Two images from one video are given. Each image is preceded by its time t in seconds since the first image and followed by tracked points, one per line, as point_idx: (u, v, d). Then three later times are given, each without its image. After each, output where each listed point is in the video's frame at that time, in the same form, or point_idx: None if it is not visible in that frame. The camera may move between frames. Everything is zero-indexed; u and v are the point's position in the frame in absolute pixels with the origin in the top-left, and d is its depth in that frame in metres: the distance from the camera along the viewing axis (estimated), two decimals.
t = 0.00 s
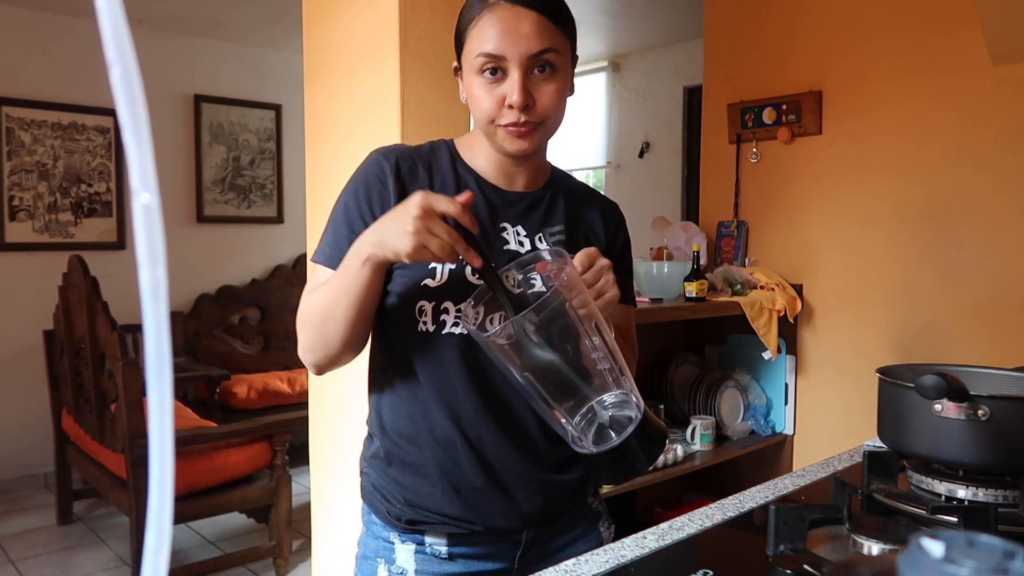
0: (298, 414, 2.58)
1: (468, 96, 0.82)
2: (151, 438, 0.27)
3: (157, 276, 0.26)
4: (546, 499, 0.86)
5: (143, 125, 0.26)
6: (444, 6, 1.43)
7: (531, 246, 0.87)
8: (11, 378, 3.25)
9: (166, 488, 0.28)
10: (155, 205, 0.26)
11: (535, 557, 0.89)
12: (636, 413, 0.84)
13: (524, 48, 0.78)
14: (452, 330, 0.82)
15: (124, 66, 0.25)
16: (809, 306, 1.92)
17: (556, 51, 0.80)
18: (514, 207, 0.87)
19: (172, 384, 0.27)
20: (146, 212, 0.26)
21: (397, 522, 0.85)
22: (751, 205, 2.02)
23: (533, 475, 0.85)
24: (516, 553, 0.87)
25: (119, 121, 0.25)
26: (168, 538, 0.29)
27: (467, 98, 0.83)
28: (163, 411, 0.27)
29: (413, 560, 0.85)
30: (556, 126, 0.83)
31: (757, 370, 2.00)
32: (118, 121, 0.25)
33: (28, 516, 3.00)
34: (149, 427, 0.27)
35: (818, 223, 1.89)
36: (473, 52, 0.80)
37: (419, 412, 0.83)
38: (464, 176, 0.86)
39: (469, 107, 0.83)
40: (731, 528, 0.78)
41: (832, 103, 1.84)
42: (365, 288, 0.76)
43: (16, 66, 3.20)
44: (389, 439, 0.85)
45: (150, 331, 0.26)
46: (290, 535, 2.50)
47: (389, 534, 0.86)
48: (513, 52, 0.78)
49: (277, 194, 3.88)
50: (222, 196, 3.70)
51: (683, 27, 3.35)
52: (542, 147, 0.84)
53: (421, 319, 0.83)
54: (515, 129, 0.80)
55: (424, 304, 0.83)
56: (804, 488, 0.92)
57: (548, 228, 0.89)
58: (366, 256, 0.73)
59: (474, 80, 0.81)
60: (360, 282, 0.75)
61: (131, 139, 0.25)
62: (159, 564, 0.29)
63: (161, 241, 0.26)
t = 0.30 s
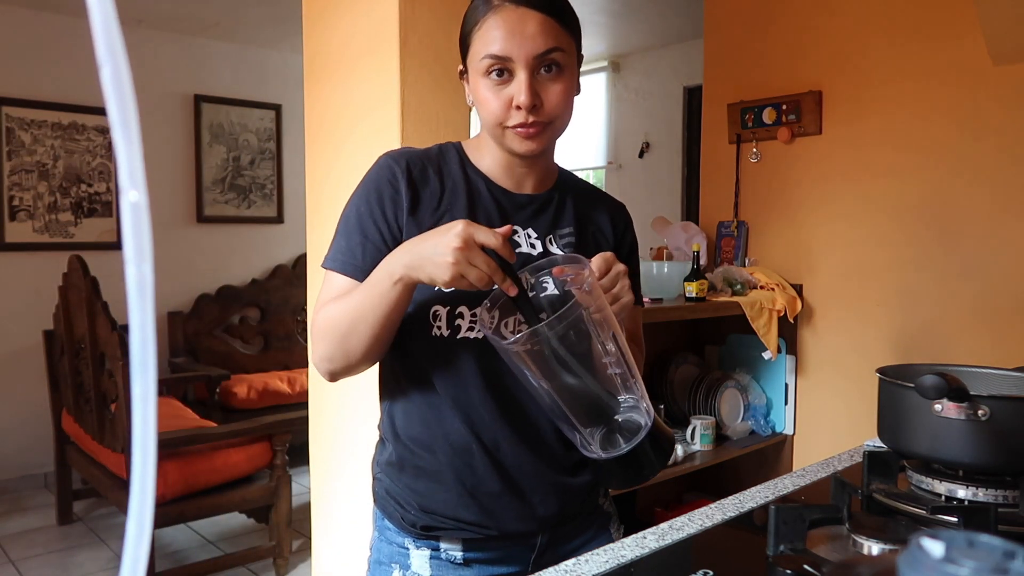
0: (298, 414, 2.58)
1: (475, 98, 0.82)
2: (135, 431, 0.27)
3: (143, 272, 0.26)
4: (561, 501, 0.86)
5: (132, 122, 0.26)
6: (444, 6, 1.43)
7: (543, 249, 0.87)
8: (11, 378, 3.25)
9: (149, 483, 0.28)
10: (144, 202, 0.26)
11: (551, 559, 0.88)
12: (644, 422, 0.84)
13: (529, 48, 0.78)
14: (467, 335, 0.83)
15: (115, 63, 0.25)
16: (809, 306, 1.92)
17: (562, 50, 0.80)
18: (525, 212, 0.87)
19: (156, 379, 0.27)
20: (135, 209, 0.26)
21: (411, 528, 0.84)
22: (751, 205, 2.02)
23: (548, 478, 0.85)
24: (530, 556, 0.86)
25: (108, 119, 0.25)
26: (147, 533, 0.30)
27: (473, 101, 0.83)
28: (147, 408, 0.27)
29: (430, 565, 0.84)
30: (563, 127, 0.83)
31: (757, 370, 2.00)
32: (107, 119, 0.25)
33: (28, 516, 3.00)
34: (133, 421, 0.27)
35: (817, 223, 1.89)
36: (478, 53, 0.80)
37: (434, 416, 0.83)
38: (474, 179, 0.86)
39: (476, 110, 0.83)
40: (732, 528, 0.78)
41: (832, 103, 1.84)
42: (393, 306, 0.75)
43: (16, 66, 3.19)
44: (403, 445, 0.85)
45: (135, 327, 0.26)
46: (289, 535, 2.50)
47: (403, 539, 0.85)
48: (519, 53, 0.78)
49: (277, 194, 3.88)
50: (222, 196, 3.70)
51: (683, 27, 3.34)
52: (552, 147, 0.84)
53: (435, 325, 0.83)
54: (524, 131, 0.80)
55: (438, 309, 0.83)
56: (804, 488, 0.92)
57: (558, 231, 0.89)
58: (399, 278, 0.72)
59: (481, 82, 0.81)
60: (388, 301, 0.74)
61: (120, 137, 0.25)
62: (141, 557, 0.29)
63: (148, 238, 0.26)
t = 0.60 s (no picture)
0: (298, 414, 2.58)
1: (474, 91, 0.82)
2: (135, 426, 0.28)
3: (144, 268, 0.26)
4: (562, 505, 0.86)
5: (131, 121, 0.26)
6: (443, 6, 1.43)
7: (543, 249, 0.87)
8: (11, 377, 3.24)
9: (149, 477, 0.28)
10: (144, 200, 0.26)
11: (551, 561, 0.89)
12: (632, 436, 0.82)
13: (530, 40, 0.79)
14: (468, 338, 0.83)
15: (114, 62, 0.25)
16: (809, 306, 1.92)
17: (564, 46, 0.80)
18: (525, 212, 0.87)
19: (156, 373, 0.27)
20: (134, 207, 0.26)
21: (411, 531, 0.85)
22: (751, 205, 2.02)
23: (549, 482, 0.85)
24: (530, 559, 0.87)
25: (109, 117, 0.25)
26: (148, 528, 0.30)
27: (473, 94, 0.83)
28: (148, 403, 0.27)
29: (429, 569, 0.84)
30: (562, 122, 0.82)
31: (757, 370, 2.00)
32: (107, 117, 0.25)
33: (28, 516, 3.00)
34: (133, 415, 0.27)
35: (817, 223, 1.88)
36: (479, 45, 0.80)
37: (435, 420, 0.83)
38: (473, 179, 0.86)
39: (474, 104, 0.82)
40: (732, 528, 0.78)
41: (831, 103, 1.84)
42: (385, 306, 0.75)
43: (16, 65, 3.20)
44: (402, 449, 0.85)
45: (137, 323, 0.26)
46: (289, 535, 2.50)
47: (402, 543, 0.86)
48: (520, 44, 0.78)
49: (277, 194, 3.88)
50: (222, 196, 3.70)
51: (682, 27, 3.34)
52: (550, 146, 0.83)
53: (435, 328, 0.83)
54: (523, 126, 0.80)
55: (438, 313, 0.83)
56: (804, 488, 0.91)
57: (558, 230, 0.89)
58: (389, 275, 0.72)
59: (480, 75, 0.81)
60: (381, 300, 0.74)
61: (119, 134, 0.25)
62: (142, 547, 0.30)
63: (148, 235, 0.26)
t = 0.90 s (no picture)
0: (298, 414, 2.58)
1: (452, 84, 0.82)
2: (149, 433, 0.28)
3: (155, 271, 0.27)
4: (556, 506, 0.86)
5: (141, 124, 0.27)
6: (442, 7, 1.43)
7: (531, 248, 0.87)
8: (11, 378, 3.24)
9: (165, 484, 0.29)
10: (154, 202, 0.27)
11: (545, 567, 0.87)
12: (587, 462, 0.80)
13: (507, 33, 0.78)
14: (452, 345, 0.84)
15: (123, 66, 0.26)
16: (809, 306, 1.92)
17: (542, 39, 0.80)
18: (512, 212, 0.86)
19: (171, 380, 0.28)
20: (145, 209, 0.27)
21: (402, 529, 0.85)
22: (751, 205, 2.02)
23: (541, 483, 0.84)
24: (523, 563, 0.85)
25: (119, 119, 0.26)
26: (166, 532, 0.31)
27: (451, 88, 0.83)
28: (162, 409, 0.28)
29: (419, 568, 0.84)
30: (541, 117, 0.82)
31: (757, 370, 2.00)
32: (118, 119, 0.26)
33: (28, 516, 3.00)
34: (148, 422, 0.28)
35: (818, 223, 1.89)
36: (457, 40, 0.81)
37: (430, 418, 0.83)
38: (455, 183, 0.86)
39: (453, 98, 0.83)
40: (732, 528, 0.78)
41: (832, 103, 1.84)
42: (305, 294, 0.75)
43: (16, 65, 3.19)
44: (394, 445, 0.85)
45: (149, 327, 0.27)
46: (289, 535, 2.50)
47: (394, 542, 0.85)
48: (496, 38, 0.78)
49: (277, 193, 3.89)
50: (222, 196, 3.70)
51: (682, 28, 3.35)
52: (527, 144, 0.83)
53: (421, 336, 0.84)
54: (497, 120, 0.80)
55: (422, 322, 0.84)
56: (804, 488, 0.92)
57: (547, 228, 0.88)
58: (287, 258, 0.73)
59: (457, 69, 0.81)
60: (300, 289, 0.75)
61: (130, 138, 0.26)
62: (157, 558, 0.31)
63: (158, 239, 0.27)
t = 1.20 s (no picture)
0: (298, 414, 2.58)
1: (486, 71, 0.79)
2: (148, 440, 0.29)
3: (155, 276, 0.28)
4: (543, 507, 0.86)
5: (140, 125, 0.27)
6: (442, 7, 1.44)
7: (521, 246, 0.87)
8: (11, 378, 3.24)
9: (164, 492, 0.29)
10: (153, 204, 0.28)
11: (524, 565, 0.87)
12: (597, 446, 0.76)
13: (564, 36, 0.78)
14: (455, 352, 0.82)
15: (123, 66, 0.27)
16: (809, 306, 1.92)
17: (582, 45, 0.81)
18: (501, 211, 0.86)
19: (169, 387, 0.29)
20: (144, 210, 0.27)
21: (384, 532, 0.83)
22: (751, 205, 2.02)
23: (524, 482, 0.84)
24: (503, 562, 0.85)
25: (117, 120, 0.27)
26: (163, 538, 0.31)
27: (479, 74, 0.80)
28: (159, 412, 0.28)
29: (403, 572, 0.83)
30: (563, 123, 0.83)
31: (757, 370, 2.00)
32: (116, 119, 0.27)
33: (28, 516, 3.00)
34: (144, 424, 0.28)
35: (817, 223, 1.89)
36: (503, 28, 0.78)
37: (418, 421, 0.82)
38: (443, 178, 0.85)
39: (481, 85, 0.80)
40: (732, 528, 0.78)
41: (831, 103, 1.84)
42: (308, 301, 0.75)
43: (15, 65, 3.19)
44: (375, 445, 0.84)
45: (147, 330, 0.28)
46: (290, 535, 2.50)
47: (373, 545, 0.84)
48: (552, 37, 0.77)
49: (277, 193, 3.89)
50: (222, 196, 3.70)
51: (681, 28, 3.35)
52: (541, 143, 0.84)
53: (418, 343, 0.82)
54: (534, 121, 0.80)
55: (421, 328, 0.81)
56: (804, 488, 0.91)
57: (535, 226, 0.88)
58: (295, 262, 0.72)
59: (499, 58, 0.78)
60: (304, 296, 0.74)
61: (128, 139, 0.27)
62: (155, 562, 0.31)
63: (158, 243, 0.28)
